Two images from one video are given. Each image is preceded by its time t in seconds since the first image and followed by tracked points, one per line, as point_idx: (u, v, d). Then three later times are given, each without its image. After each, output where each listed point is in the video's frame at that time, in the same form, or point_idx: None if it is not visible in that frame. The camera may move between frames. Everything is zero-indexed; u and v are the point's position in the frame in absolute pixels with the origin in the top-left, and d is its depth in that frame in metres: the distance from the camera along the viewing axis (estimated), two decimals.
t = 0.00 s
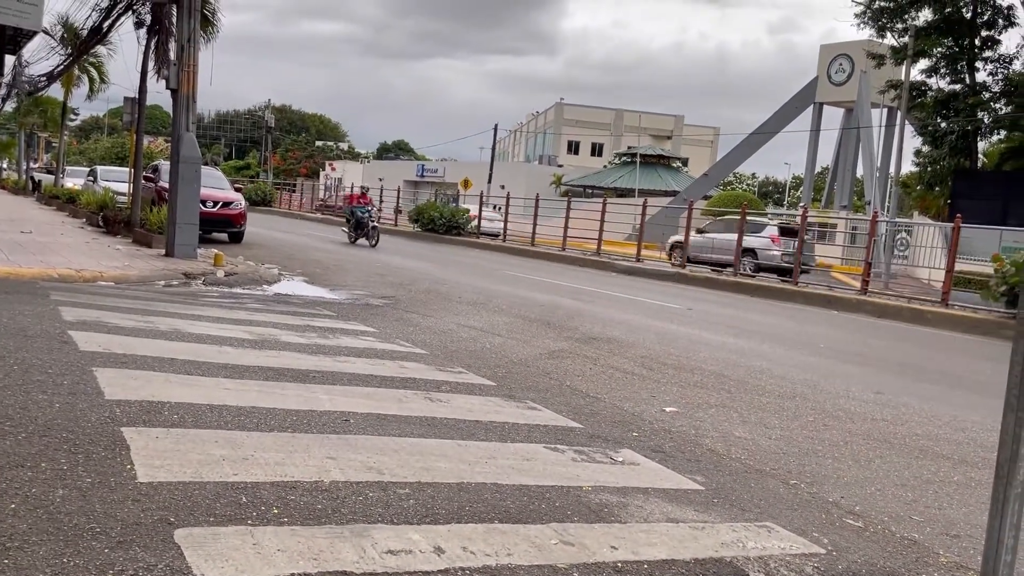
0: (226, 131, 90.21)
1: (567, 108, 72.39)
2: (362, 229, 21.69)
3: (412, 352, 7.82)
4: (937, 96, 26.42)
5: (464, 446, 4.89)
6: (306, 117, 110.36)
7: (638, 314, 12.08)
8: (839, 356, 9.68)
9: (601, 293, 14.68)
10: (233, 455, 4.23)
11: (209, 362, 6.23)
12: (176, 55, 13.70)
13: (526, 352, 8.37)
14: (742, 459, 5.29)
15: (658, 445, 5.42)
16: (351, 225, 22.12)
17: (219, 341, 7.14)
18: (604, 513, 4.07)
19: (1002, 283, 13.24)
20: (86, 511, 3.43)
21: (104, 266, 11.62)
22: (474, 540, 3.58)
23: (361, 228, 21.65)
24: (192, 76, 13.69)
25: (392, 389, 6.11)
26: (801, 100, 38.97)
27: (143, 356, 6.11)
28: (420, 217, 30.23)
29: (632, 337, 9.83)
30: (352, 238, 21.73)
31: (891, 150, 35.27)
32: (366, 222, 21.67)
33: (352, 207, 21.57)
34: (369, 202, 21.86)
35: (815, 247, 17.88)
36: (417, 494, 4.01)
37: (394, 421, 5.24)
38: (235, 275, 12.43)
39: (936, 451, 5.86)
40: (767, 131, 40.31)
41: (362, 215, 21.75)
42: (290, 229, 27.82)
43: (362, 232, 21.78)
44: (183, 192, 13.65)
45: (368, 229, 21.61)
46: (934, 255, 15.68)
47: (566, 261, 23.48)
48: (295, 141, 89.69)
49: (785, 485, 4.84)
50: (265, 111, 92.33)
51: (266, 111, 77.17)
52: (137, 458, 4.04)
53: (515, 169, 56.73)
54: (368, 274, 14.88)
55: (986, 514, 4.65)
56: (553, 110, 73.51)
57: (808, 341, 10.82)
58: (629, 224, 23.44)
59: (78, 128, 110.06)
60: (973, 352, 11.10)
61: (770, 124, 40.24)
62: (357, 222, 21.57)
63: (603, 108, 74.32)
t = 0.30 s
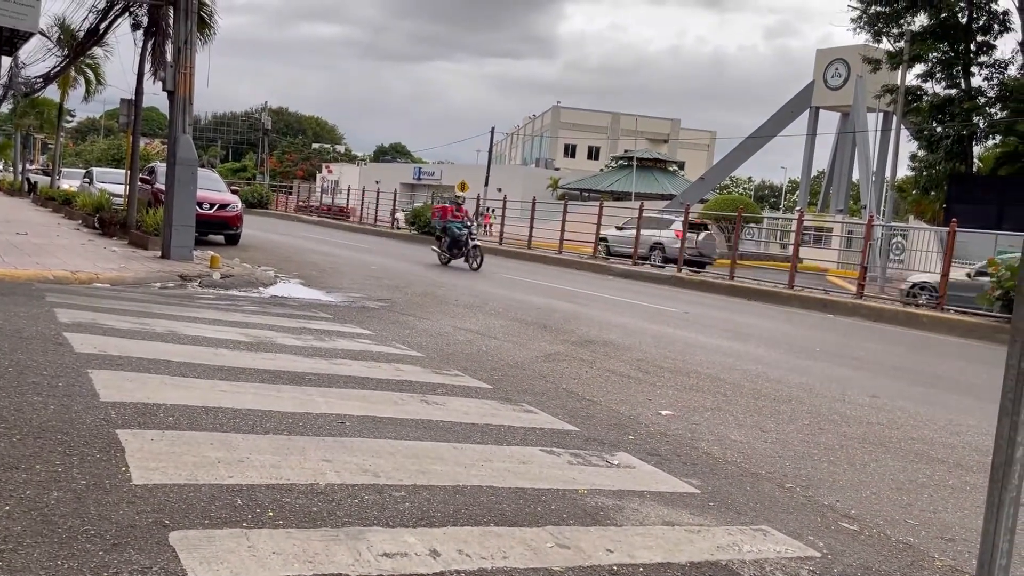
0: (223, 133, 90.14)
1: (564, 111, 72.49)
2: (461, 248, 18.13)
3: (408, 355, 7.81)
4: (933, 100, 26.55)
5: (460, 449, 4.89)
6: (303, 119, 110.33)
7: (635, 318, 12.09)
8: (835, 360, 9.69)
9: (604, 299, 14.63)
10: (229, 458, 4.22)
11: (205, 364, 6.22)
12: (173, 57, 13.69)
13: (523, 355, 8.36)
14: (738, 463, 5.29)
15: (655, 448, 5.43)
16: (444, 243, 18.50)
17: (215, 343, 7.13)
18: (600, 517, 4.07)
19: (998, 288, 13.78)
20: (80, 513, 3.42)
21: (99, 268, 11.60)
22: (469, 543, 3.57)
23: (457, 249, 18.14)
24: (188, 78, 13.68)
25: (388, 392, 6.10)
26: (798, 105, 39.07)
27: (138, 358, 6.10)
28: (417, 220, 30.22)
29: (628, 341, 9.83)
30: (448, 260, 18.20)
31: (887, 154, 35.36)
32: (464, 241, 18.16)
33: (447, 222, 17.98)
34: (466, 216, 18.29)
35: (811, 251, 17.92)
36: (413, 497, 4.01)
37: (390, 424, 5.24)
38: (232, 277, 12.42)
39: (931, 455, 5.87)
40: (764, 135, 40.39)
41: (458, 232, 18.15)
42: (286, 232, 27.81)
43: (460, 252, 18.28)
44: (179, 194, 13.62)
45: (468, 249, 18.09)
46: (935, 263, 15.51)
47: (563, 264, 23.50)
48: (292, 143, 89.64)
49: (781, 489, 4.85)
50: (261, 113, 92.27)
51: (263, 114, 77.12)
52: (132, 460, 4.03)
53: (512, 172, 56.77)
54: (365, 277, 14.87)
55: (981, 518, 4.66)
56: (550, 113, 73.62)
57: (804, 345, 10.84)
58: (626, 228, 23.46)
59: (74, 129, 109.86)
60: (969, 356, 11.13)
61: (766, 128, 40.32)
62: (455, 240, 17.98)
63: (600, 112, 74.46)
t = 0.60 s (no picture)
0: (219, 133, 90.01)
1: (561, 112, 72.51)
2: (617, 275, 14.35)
3: (405, 355, 7.81)
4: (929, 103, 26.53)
5: (456, 449, 4.89)
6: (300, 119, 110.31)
7: (632, 319, 12.10)
8: (832, 362, 9.71)
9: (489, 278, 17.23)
10: (225, 458, 4.21)
11: (200, 364, 6.22)
12: (169, 57, 13.66)
13: (520, 356, 8.37)
14: (735, 464, 5.29)
15: (651, 449, 5.44)
16: (593, 268, 14.75)
17: (211, 343, 7.12)
18: (596, 518, 4.07)
19: (994, 290, 13.81)
20: (74, 514, 3.41)
21: (95, 268, 11.58)
22: (466, 544, 3.56)
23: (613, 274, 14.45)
24: (185, 79, 13.66)
25: (385, 392, 6.10)
26: (794, 106, 39.12)
27: (135, 358, 6.10)
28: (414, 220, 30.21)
29: (625, 342, 9.83)
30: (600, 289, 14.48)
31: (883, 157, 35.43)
32: (621, 265, 14.36)
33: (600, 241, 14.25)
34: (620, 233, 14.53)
35: (807, 252, 17.95)
36: (409, 498, 4.01)
37: (387, 424, 5.24)
38: (228, 277, 12.40)
39: (927, 457, 5.88)
40: (760, 137, 40.43)
41: (613, 254, 14.39)
42: (283, 232, 27.77)
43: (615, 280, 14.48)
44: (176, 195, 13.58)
45: (625, 277, 14.34)
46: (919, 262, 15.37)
47: (560, 265, 23.51)
48: (289, 144, 89.52)
49: (777, 490, 4.85)
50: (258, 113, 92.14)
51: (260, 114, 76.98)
52: (128, 460, 4.02)
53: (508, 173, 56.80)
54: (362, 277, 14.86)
55: (977, 519, 4.67)
56: (547, 114, 73.64)
57: (800, 346, 10.85)
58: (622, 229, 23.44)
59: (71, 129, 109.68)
60: (965, 358, 11.16)
61: (763, 130, 40.37)
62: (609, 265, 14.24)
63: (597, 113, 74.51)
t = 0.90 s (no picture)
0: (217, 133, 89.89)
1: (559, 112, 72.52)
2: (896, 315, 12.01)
3: (402, 355, 7.81)
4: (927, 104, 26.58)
5: (453, 449, 4.89)
6: (298, 119, 110.22)
7: (629, 319, 12.11)
8: (829, 362, 9.73)
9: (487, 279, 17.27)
10: (223, 458, 4.21)
11: (197, 363, 6.21)
12: (167, 56, 13.64)
13: (518, 356, 8.37)
14: (732, 464, 5.29)
15: (649, 449, 5.44)
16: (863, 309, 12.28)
17: (209, 343, 7.11)
18: (594, 518, 4.07)
19: (990, 290, 13.71)
20: (71, 514, 3.40)
21: (92, 267, 11.56)
22: (463, 544, 3.56)
23: (897, 321, 11.94)
24: (183, 78, 13.65)
25: (383, 392, 6.10)
26: (792, 107, 39.16)
27: (133, 357, 6.09)
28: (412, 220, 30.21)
29: (623, 342, 9.83)
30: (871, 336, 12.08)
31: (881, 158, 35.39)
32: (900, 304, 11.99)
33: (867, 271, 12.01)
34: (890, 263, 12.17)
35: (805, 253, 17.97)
36: (406, 498, 4.00)
37: (385, 424, 5.23)
38: (226, 276, 12.39)
39: (924, 457, 5.89)
40: (758, 137, 40.47)
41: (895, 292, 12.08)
42: (280, 232, 27.74)
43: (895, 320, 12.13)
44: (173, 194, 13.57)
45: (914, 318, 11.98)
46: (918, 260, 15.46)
47: (558, 265, 23.51)
48: (287, 143, 89.42)
49: (774, 490, 4.85)
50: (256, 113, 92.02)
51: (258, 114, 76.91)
52: (124, 460, 4.01)
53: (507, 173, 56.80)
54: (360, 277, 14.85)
55: (973, 519, 4.68)
56: (545, 114, 73.66)
57: (798, 346, 10.87)
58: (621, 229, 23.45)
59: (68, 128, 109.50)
60: (962, 358, 11.18)
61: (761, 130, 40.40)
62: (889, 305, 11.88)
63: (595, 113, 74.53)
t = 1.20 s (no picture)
0: (215, 132, 89.85)
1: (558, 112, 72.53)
2: None
3: (401, 355, 7.81)
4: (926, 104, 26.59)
5: (451, 449, 4.89)
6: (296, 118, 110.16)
7: (628, 319, 12.11)
8: (828, 362, 9.73)
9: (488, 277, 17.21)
10: (221, 457, 4.21)
11: (196, 363, 6.21)
12: (166, 55, 13.63)
13: (517, 356, 8.36)
14: (731, 464, 5.29)
15: (647, 449, 5.44)
16: None
17: (207, 342, 7.11)
18: (593, 518, 4.07)
19: (988, 291, 13.80)
20: (69, 512, 3.40)
21: (91, 266, 11.56)
22: (461, 544, 3.56)
23: None
24: (182, 77, 13.64)
25: (382, 392, 6.09)
26: (791, 107, 39.16)
27: (132, 357, 6.10)
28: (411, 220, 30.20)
29: (621, 342, 9.83)
30: None
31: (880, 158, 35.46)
32: None
33: None
34: None
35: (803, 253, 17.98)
36: (405, 497, 4.00)
37: (383, 423, 5.23)
38: (225, 276, 12.39)
39: (923, 457, 5.89)
40: (757, 137, 40.49)
41: None
42: (279, 231, 27.75)
43: None
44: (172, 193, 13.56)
45: None
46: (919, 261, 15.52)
47: (557, 265, 23.50)
48: (286, 143, 89.35)
49: (772, 491, 4.86)
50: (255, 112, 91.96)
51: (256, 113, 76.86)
52: (123, 459, 4.01)
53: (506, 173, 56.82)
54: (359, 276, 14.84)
55: (971, 520, 4.68)
56: (544, 114, 73.65)
57: (796, 347, 10.87)
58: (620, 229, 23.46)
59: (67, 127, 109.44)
60: (961, 359, 11.18)
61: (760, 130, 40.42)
62: None
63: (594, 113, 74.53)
